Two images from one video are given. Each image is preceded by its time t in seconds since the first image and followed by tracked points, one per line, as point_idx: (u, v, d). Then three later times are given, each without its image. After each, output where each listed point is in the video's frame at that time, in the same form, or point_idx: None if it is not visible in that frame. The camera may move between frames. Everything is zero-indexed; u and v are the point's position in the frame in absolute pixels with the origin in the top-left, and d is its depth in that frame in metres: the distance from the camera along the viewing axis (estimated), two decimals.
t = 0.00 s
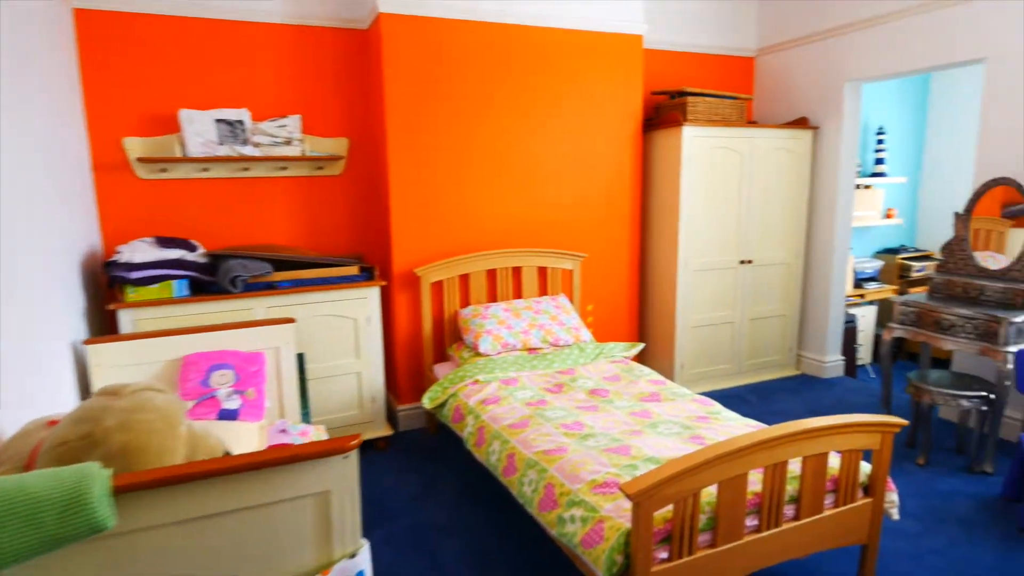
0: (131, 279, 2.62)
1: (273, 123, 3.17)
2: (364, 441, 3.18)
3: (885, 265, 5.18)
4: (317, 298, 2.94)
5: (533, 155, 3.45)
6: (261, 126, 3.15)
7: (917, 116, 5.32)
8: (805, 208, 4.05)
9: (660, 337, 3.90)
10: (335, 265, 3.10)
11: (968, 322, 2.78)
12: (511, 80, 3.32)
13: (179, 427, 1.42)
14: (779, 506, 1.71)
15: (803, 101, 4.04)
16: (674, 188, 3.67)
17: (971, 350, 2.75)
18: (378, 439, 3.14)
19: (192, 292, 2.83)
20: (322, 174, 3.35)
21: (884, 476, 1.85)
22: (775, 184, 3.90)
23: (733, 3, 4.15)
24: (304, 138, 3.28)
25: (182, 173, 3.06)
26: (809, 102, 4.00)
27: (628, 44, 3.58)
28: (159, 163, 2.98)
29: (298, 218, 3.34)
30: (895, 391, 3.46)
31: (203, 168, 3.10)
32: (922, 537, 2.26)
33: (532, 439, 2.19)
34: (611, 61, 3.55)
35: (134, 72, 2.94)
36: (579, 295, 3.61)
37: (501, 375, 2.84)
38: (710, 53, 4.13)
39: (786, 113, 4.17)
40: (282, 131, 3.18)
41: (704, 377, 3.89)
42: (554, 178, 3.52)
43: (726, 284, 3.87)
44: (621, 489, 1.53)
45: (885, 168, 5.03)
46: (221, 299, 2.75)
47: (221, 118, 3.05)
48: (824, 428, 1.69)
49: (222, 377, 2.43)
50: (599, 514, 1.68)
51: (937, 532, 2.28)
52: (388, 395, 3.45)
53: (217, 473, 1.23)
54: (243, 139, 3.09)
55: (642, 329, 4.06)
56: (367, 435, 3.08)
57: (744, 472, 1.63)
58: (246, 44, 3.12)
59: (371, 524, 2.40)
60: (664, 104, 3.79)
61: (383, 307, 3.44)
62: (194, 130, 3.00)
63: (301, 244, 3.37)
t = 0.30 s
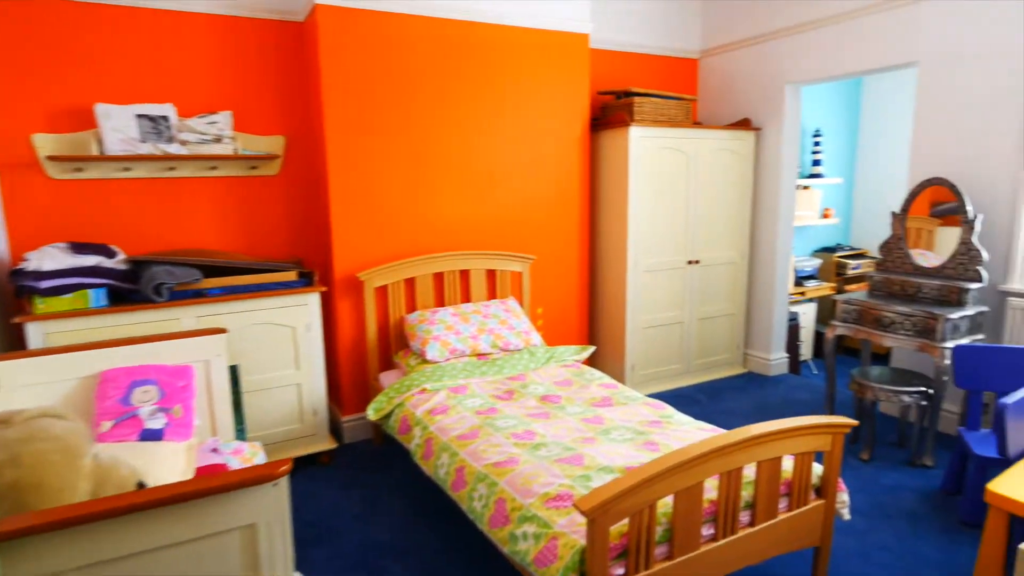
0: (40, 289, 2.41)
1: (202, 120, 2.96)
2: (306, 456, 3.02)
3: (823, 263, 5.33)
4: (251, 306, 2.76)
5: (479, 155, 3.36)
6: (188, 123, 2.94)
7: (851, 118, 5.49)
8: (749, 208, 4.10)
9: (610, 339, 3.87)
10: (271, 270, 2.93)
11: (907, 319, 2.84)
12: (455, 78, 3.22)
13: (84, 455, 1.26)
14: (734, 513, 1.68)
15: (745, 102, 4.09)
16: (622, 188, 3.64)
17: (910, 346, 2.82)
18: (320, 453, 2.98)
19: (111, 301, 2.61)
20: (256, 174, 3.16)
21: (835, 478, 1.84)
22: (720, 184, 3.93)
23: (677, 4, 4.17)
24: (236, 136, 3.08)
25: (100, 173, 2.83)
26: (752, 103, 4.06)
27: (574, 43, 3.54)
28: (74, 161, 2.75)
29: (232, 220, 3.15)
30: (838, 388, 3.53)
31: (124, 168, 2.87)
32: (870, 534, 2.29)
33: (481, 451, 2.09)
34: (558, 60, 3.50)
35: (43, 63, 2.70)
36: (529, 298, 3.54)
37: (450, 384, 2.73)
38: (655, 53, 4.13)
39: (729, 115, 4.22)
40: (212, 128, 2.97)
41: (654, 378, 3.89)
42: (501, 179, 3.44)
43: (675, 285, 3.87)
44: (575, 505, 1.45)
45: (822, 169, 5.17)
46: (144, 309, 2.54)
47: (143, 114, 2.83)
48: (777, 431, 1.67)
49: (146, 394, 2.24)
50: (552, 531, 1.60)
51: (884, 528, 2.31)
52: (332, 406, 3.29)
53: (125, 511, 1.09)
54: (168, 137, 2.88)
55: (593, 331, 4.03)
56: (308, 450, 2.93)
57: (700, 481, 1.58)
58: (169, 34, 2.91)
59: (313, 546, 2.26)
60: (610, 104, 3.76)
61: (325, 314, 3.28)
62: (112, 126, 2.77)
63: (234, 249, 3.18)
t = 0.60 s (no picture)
0: None
1: (112, 115, 2.76)
2: (234, 475, 2.82)
3: (756, 261, 5.47)
4: (169, 317, 2.56)
5: (416, 154, 3.24)
6: (96, 118, 2.74)
7: (779, 120, 5.67)
8: (688, 209, 4.15)
9: (554, 341, 3.82)
10: (192, 277, 2.72)
11: (841, 316, 2.91)
12: (389, 74, 3.10)
13: None
14: (683, 520, 1.64)
15: (682, 103, 4.13)
16: (563, 189, 3.60)
17: (844, 342, 2.88)
18: (250, 472, 2.80)
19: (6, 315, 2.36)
20: (175, 173, 2.94)
21: (780, 478, 1.84)
22: (659, 184, 3.95)
23: (614, 5, 4.18)
24: (151, 132, 2.86)
25: None
26: (688, 104, 4.10)
27: (511, 41, 3.47)
28: None
29: (148, 224, 2.91)
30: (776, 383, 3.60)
31: (21, 167, 2.61)
32: (812, 529, 2.31)
33: (421, 465, 1.99)
34: (496, 58, 3.43)
35: None
36: (471, 302, 3.45)
37: (389, 393, 2.61)
38: (593, 53, 4.12)
39: (666, 115, 4.25)
40: (124, 124, 2.79)
41: (599, 379, 3.87)
42: (439, 178, 3.34)
43: (617, 285, 3.86)
44: (520, 522, 1.37)
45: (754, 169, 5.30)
46: (44, 323, 2.30)
47: (45, 107, 2.62)
48: (724, 435, 1.64)
49: (46, 417, 2.02)
50: (497, 550, 1.51)
51: (825, 523, 2.34)
52: (263, 421, 3.10)
53: None
54: (74, 134, 2.69)
55: (536, 333, 3.97)
56: (237, 469, 2.74)
57: (649, 490, 1.53)
58: (71, 20, 2.65)
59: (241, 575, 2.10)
60: (550, 103, 3.71)
61: (253, 323, 3.09)
62: (9, 120, 2.56)
63: (151, 255, 2.94)
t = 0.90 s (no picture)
0: None
1: (25, 111, 2.55)
2: (168, 495, 2.66)
3: (701, 261, 5.58)
4: (92, 327, 2.38)
5: (360, 154, 3.14)
6: (7, 114, 2.52)
7: (721, 123, 5.80)
8: (636, 209, 4.18)
9: (505, 344, 3.77)
10: (118, 285, 2.55)
11: (785, 314, 2.97)
12: (329, 71, 2.99)
13: None
14: (638, 526, 1.61)
15: (628, 105, 4.16)
16: (512, 190, 3.56)
17: (789, 339, 2.94)
18: (186, 491, 2.64)
19: None
20: (97, 174, 2.75)
21: (731, 479, 1.84)
22: (607, 185, 3.96)
23: (559, 6, 4.17)
24: (70, 130, 2.67)
25: None
26: (635, 106, 4.13)
27: (456, 39, 3.41)
28: None
29: (67, 229, 2.71)
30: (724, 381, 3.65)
31: None
32: (762, 526, 2.34)
33: (367, 478, 1.90)
34: (443, 57, 3.36)
35: None
36: (419, 306, 3.36)
37: (334, 403, 2.50)
38: (540, 54, 4.10)
39: (613, 117, 4.27)
40: (38, 121, 2.57)
41: (550, 381, 3.84)
42: (385, 179, 3.24)
43: (567, 286, 3.85)
44: (471, 538, 1.31)
45: (698, 171, 5.40)
46: None
47: None
48: (678, 437, 1.62)
49: None
50: (447, 567, 1.45)
51: (774, 519, 2.37)
52: (200, 436, 2.94)
53: None
54: None
55: (487, 336, 3.92)
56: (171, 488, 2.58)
57: (603, 497, 1.50)
58: None
59: None
60: (497, 103, 3.66)
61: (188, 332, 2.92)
62: None
63: (72, 261, 2.74)
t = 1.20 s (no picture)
0: None
1: None
2: (94, 520, 2.47)
3: (649, 261, 5.64)
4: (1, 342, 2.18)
5: (299, 154, 3.01)
6: None
7: (665, 125, 5.88)
8: (584, 210, 4.17)
9: (456, 348, 3.70)
10: (31, 295, 2.34)
11: (732, 313, 3.00)
12: (263, 67, 2.85)
13: None
14: (593, 536, 1.57)
15: (575, 105, 4.15)
16: (459, 191, 3.49)
17: (736, 338, 2.98)
18: (113, 515, 2.46)
19: None
20: (8, 175, 2.53)
21: (685, 482, 1.83)
22: (555, 186, 3.94)
23: (504, 5, 4.13)
24: None
25: None
26: (581, 107, 4.13)
27: (400, 36, 3.31)
28: None
29: None
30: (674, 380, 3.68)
31: None
32: (715, 526, 2.35)
33: (309, 497, 1.79)
34: (385, 54, 3.27)
35: None
36: (365, 311, 3.25)
37: (275, 417, 2.37)
38: (486, 53, 4.04)
39: (560, 117, 4.26)
40: None
41: (502, 384, 3.78)
42: (326, 180, 3.12)
43: (517, 288, 3.80)
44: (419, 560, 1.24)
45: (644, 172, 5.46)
46: None
47: None
48: (631, 443, 1.60)
49: None
50: None
51: (726, 518, 2.39)
52: (130, 454, 2.75)
53: None
54: None
55: (436, 341, 3.83)
56: (97, 512, 2.39)
57: (557, 509, 1.45)
58: None
59: None
60: (443, 102, 3.58)
61: (115, 344, 2.73)
62: None
63: None
